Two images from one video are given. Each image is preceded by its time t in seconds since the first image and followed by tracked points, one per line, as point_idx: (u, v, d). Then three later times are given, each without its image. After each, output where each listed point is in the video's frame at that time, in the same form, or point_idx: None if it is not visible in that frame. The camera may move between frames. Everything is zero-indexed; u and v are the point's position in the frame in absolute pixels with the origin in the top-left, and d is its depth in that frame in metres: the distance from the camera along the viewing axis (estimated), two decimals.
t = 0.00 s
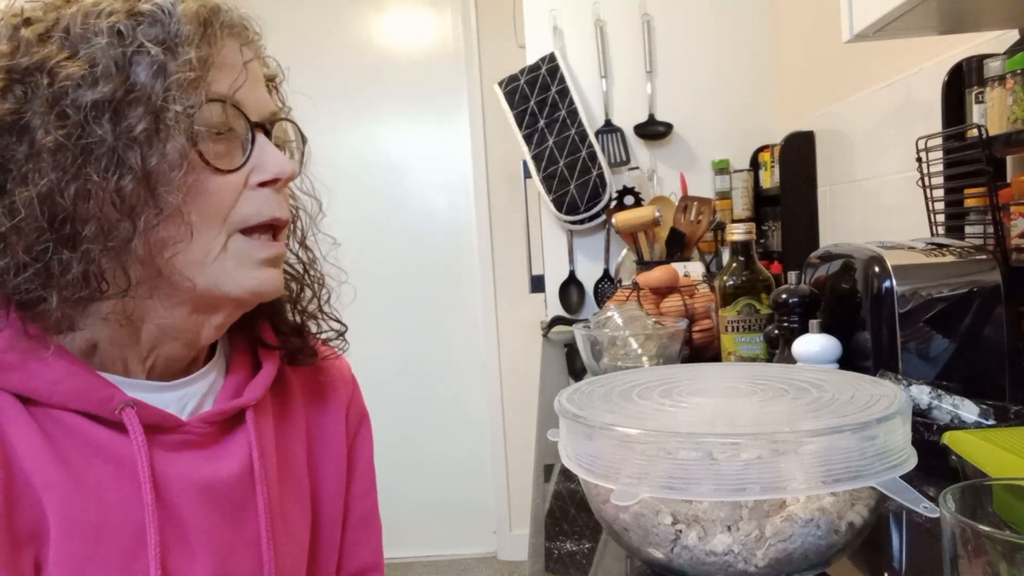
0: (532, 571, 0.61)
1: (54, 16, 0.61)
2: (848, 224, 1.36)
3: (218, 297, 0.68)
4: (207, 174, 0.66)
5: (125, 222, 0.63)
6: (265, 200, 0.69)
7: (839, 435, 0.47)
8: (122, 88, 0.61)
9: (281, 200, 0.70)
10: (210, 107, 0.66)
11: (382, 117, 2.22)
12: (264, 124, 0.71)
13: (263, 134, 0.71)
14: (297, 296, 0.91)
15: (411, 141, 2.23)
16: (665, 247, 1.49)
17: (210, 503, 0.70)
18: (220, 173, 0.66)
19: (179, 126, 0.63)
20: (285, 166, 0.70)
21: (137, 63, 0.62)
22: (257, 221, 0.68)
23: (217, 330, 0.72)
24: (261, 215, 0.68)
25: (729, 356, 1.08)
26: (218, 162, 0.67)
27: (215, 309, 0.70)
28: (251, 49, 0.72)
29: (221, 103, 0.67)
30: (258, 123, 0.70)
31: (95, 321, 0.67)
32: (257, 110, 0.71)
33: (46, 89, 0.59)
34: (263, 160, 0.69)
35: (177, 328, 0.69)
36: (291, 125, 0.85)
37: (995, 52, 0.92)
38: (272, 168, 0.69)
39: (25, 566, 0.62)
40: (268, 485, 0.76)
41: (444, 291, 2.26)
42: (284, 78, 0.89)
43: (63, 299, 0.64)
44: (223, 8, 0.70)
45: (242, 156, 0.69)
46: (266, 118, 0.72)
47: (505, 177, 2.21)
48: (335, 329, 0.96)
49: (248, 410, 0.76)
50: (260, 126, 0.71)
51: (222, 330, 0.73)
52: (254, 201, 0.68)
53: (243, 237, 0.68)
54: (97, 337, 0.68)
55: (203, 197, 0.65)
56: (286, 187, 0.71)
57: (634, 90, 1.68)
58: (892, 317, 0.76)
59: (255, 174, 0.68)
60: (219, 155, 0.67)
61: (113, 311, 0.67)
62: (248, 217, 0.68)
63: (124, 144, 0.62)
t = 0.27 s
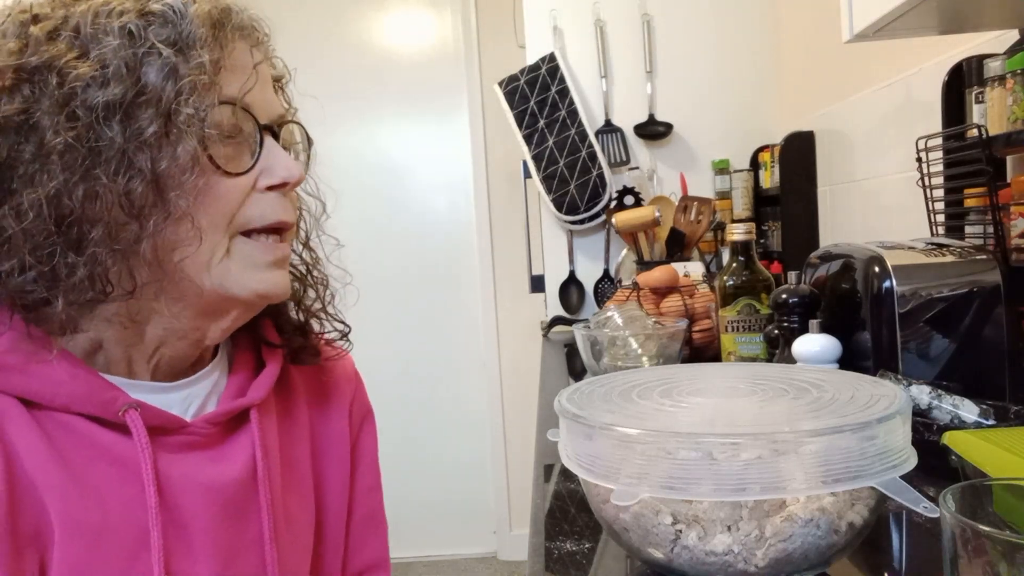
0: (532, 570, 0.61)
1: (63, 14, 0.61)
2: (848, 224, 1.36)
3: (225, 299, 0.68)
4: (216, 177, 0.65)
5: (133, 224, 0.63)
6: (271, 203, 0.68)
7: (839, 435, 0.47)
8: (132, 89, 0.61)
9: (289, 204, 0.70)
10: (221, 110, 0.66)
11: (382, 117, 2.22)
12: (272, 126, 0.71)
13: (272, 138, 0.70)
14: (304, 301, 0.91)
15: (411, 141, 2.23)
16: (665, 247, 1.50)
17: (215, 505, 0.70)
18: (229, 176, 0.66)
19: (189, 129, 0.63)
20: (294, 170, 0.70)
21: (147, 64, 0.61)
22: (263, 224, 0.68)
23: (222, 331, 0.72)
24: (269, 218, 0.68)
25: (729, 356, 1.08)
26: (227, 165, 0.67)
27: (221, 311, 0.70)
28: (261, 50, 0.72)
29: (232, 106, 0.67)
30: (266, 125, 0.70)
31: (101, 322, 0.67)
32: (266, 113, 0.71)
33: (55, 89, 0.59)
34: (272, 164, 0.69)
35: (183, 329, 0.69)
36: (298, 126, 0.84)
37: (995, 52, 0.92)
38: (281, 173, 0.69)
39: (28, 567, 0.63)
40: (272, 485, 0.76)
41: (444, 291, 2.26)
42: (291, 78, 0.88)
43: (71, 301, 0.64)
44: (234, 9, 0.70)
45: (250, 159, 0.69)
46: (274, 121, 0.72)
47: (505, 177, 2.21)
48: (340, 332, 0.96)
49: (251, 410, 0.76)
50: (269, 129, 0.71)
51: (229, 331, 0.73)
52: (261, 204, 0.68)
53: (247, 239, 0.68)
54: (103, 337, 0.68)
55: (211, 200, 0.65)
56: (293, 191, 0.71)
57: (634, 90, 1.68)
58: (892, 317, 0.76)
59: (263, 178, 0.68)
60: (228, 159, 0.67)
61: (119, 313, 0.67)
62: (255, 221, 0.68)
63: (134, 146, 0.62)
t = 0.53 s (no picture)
0: (532, 571, 0.61)
1: (69, 11, 0.61)
2: (848, 225, 1.36)
3: (228, 297, 0.68)
4: (220, 178, 0.65)
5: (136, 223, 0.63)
6: (276, 204, 0.68)
7: (839, 435, 0.47)
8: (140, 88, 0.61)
9: (293, 204, 0.70)
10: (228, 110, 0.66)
11: (382, 117, 2.22)
12: (275, 128, 0.71)
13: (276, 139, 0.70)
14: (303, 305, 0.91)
15: (411, 141, 2.23)
16: (665, 247, 1.50)
17: (212, 507, 0.70)
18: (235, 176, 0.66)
19: (196, 129, 0.63)
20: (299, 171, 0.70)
21: (154, 63, 0.61)
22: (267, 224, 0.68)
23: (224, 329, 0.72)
24: (274, 219, 0.68)
25: (729, 356, 1.08)
26: (232, 165, 0.66)
27: (225, 310, 0.70)
28: (265, 51, 0.72)
29: (238, 106, 0.67)
30: (269, 126, 0.70)
31: (103, 320, 0.67)
32: (270, 113, 0.71)
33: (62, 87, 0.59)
34: (276, 165, 0.69)
35: (188, 327, 0.69)
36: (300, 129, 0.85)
37: (995, 52, 0.92)
38: (286, 174, 0.69)
39: (25, 569, 0.63)
40: (270, 488, 0.76)
41: (444, 291, 2.26)
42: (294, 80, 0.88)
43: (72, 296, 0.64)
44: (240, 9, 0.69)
45: (254, 160, 0.68)
46: (278, 121, 0.72)
47: (505, 177, 2.21)
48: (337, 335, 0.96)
49: (249, 413, 0.76)
50: (273, 130, 0.70)
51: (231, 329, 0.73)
52: (265, 204, 0.68)
53: (252, 237, 0.67)
54: (104, 336, 0.68)
55: (215, 199, 0.65)
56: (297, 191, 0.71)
57: (634, 90, 1.68)
58: (893, 317, 0.76)
59: (267, 179, 0.68)
60: (233, 160, 0.67)
61: (120, 311, 0.67)
62: (260, 220, 0.67)
63: (139, 146, 0.62)
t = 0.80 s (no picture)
0: (532, 571, 0.61)
1: (70, 14, 0.61)
2: (848, 225, 1.36)
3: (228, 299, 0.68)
4: (221, 179, 0.65)
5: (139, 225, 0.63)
6: (275, 204, 0.68)
7: (839, 435, 0.47)
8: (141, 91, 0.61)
9: (290, 205, 0.70)
10: (228, 113, 0.66)
11: (382, 117, 2.22)
12: (274, 129, 0.71)
13: (274, 141, 0.70)
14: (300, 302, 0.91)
15: (411, 141, 2.22)
16: (665, 247, 1.50)
17: (212, 507, 0.70)
18: (236, 177, 0.66)
19: (196, 131, 0.63)
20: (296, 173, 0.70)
21: (154, 65, 0.62)
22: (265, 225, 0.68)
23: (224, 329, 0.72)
24: (272, 219, 0.68)
25: (728, 356, 1.08)
26: (230, 168, 0.66)
27: (225, 312, 0.69)
28: (263, 52, 0.72)
29: (237, 108, 0.67)
30: (269, 128, 0.70)
31: (104, 323, 0.67)
32: (270, 114, 0.71)
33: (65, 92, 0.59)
34: (275, 166, 0.69)
35: (189, 328, 0.69)
36: (298, 129, 0.84)
37: (995, 52, 0.92)
38: (285, 175, 0.69)
39: (26, 569, 0.63)
40: (269, 487, 0.76)
41: (444, 291, 2.26)
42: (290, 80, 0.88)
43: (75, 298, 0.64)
44: (240, 12, 0.69)
45: (254, 161, 0.68)
46: (276, 123, 0.72)
47: (505, 177, 2.21)
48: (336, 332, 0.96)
49: (249, 413, 0.76)
50: (271, 131, 0.70)
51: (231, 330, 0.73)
52: (264, 205, 0.68)
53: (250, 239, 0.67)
54: (105, 339, 0.68)
55: (214, 200, 0.65)
56: (294, 192, 0.71)
57: (634, 90, 1.68)
58: (892, 317, 0.76)
59: (267, 180, 0.68)
60: (232, 161, 0.67)
61: (122, 311, 0.67)
62: (259, 222, 0.67)
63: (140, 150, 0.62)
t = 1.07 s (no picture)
0: (532, 571, 0.61)
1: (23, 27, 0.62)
2: (848, 225, 1.36)
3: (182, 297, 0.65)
4: (148, 175, 0.62)
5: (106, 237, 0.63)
6: (220, 197, 0.63)
7: (839, 435, 0.47)
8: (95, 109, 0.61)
9: (242, 196, 0.65)
10: (153, 102, 0.62)
11: (382, 117, 2.22)
12: (230, 115, 0.66)
13: (227, 127, 0.65)
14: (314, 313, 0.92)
15: (411, 141, 2.22)
16: (665, 247, 1.49)
17: (216, 508, 0.70)
18: (167, 171, 0.62)
19: (114, 128, 0.61)
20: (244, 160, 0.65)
21: (84, 65, 0.61)
22: (208, 219, 0.63)
23: (207, 326, 0.71)
24: (214, 211, 0.63)
25: (728, 356, 1.08)
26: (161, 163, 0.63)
27: (192, 311, 0.68)
28: (220, 33, 0.68)
29: (173, 99, 0.63)
30: (220, 114, 0.65)
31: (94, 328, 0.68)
32: (222, 100, 0.66)
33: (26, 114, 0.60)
34: (217, 155, 0.64)
35: (175, 327, 0.69)
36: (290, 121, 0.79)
37: (995, 52, 0.92)
38: (229, 164, 0.64)
39: (29, 568, 0.63)
40: (272, 490, 0.76)
41: (444, 291, 2.26)
42: (291, 66, 0.86)
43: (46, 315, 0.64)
44: None
45: (197, 150, 0.64)
46: (234, 108, 0.67)
47: (505, 177, 2.21)
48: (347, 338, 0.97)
49: (252, 414, 0.77)
50: (225, 118, 0.65)
51: (212, 327, 0.73)
52: (207, 197, 0.63)
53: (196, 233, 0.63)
54: (94, 344, 0.69)
55: (149, 199, 0.62)
56: (249, 180, 0.66)
57: (634, 90, 1.68)
58: (892, 317, 0.76)
59: (208, 171, 0.63)
60: (169, 154, 0.63)
61: (109, 318, 0.67)
62: (199, 215, 0.63)
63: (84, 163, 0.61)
